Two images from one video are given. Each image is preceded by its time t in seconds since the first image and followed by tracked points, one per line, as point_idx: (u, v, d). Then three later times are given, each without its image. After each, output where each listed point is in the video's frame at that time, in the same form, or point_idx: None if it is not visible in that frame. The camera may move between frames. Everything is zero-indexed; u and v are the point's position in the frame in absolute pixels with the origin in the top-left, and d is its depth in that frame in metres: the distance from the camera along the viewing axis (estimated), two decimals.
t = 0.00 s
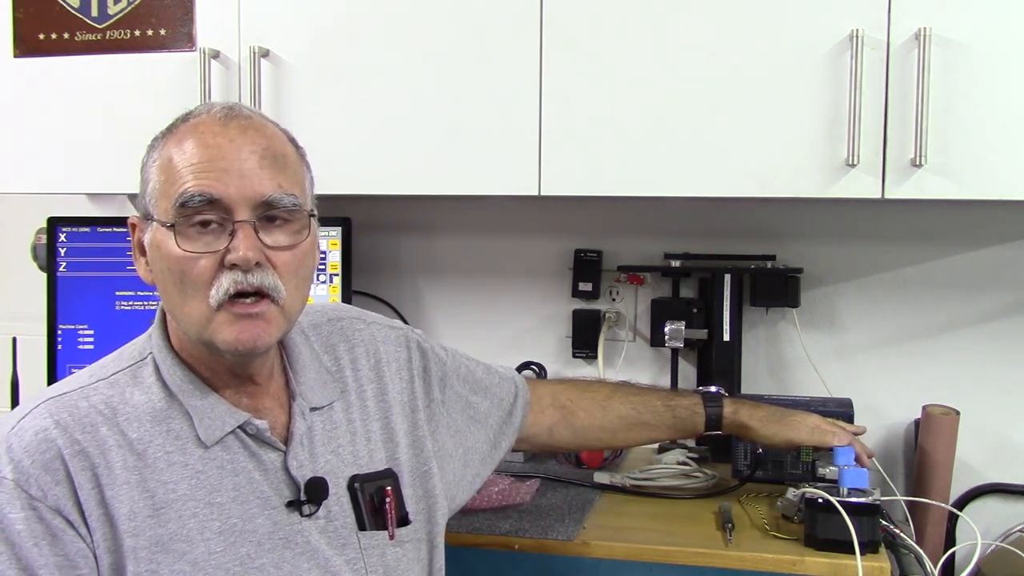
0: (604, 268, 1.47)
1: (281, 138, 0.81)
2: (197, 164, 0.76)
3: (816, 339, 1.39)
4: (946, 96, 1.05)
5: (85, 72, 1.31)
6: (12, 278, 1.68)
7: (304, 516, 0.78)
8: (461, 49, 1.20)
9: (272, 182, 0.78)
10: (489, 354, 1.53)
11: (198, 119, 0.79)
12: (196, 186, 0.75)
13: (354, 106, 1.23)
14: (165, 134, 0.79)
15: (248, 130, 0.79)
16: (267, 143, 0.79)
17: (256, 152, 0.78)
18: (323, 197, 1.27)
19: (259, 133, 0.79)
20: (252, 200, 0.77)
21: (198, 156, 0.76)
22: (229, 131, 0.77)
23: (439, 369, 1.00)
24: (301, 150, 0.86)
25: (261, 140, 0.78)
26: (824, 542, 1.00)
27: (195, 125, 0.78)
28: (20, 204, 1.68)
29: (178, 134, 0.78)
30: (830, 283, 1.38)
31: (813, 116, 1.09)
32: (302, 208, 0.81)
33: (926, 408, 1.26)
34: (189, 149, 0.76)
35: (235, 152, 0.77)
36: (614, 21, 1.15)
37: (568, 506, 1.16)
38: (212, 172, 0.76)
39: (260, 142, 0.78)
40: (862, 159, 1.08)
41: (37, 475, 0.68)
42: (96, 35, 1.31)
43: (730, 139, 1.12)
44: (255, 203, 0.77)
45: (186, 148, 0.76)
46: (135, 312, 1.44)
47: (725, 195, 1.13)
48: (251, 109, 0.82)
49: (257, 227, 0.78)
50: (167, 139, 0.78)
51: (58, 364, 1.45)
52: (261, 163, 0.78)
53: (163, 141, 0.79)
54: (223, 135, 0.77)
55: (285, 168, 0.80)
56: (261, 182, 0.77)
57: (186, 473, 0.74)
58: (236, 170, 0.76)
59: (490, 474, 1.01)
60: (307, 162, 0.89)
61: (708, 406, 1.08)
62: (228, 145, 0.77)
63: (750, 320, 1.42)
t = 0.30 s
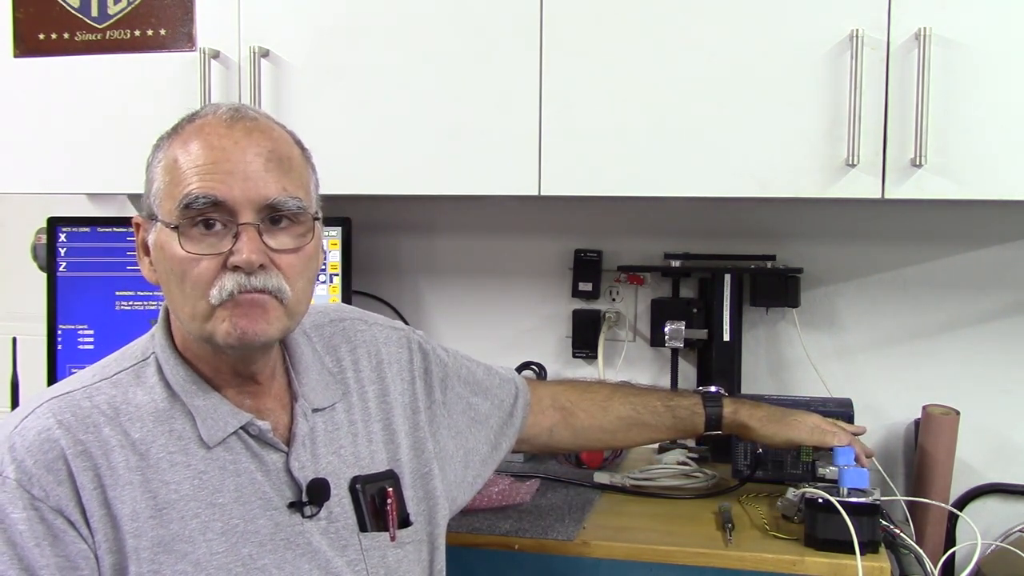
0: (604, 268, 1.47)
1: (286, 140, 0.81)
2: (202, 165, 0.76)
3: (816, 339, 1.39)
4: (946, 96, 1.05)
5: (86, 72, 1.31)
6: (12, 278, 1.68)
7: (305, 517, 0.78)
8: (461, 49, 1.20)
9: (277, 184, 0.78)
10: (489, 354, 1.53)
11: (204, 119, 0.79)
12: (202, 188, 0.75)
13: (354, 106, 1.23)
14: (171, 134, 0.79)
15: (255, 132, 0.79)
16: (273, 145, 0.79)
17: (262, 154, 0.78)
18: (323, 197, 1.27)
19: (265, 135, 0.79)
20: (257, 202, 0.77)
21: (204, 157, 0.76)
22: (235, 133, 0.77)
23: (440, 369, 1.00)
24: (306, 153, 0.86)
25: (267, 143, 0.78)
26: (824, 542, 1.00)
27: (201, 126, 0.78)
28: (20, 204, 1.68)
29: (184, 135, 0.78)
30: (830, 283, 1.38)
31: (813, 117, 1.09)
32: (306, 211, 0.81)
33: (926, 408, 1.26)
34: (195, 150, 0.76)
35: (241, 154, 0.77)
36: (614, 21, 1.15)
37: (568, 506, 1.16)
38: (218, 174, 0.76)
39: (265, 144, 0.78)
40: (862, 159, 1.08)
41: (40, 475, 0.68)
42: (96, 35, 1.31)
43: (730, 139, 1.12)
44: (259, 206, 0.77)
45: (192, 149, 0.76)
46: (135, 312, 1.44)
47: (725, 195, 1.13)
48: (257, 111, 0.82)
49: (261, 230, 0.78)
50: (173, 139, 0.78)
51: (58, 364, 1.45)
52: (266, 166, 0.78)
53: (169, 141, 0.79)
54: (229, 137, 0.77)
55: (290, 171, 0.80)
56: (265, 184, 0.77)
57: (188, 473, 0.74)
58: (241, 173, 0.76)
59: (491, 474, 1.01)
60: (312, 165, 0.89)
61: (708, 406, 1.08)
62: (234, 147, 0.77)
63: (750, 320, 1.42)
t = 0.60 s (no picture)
0: (604, 268, 1.47)
1: (288, 140, 0.81)
2: (203, 166, 0.76)
3: (816, 339, 1.39)
4: (946, 96, 1.05)
5: (85, 72, 1.31)
6: (11, 278, 1.68)
7: (305, 518, 0.78)
8: (461, 49, 1.20)
9: (279, 185, 0.78)
10: (489, 355, 1.53)
11: (206, 120, 0.79)
12: (203, 189, 0.75)
13: (354, 106, 1.23)
14: (172, 134, 0.79)
15: (256, 133, 0.79)
16: (274, 146, 0.79)
17: (263, 155, 0.78)
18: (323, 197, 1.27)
19: (266, 136, 0.79)
20: (258, 203, 0.77)
21: (205, 158, 0.76)
22: (237, 133, 0.77)
23: (440, 370, 1.00)
24: (307, 153, 0.86)
25: (268, 143, 0.78)
26: (824, 542, 1.00)
27: (202, 126, 0.78)
28: (20, 204, 1.68)
29: (185, 135, 0.78)
30: (830, 283, 1.38)
31: (813, 116, 1.09)
32: (308, 212, 0.81)
33: (926, 408, 1.26)
34: (196, 150, 0.76)
35: (242, 156, 0.77)
36: (614, 21, 1.15)
37: (568, 506, 1.16)
38: (219, 175, 0.76)
39: (267, 145, 0.78)
40: (862, 159, 1.08)
41: (40, 476, 0.68)
42: (96, 35, 1.31)
43: (730, 139, 1.12)
44: (260, 207, 0.77)
45: (193, 150, 0.76)
46: (135, 312, 1.44)
47: (725, 195, 1.13)
48: (258, 111, 0.82)
49: (263, 231, 0.78)
50: (174, 139, 0.78)
51: (58, 364, 1.45)
52: (268, 167, 0.78)
53: (170, 142, 0.79)
54: (230, 137, 0.77)
55: (291, 172, 0.80)
56: (267, 186, 0.77)
57: (188, 474, 0.74)
58: (242, 174, 0.76)
59: (491, 474, 1.01)
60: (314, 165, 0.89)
61: (708, 406, 1.08)
62: (235, 148, 0.77)
63: (749, 320, 1.42)
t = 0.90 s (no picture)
0: (604, 268, 1.47)
1: (287, 140, 0.81)
2: (203, 167, 0.76)
3: (816, 339, 1.39)
4: (946, 96, 1.05)
5: (85, 72, 1.31)
6: (11, 278, 1.68)
7: (304, 518, 0.78)
8: (461, 49, 1.20)
9: (278, 186, 0.78)
10: (489, 355, 1.53)
11: (205, 120, 0.79)
12: (203, 189, 0.75)
13: (354, 106, 1.23)
14: (172, 134, 0.79)
15: (256, 133, 0.79)
16: (274, 146, 0.79)
17: (263, 155, 0.77)
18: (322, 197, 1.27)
19: (266, 136, 0.79)
20: (258, 204, 0.77)
21: (205, 158, 0.76)
22: (236, 133, 0.77)
23: (440, 370, 1.00)
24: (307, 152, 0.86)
25: (267, 144, 0.78)
26: (824, 542, 1.00)
27: (202, 127, 0.78)
28: (20, 204, 1.68)
29: (184, 135, 0.78)
30: (830, 283, 1.38)
31: (813, 116, 1.09)
32: (307, 212, 0.81)
33: (926, 408, 1.26)
34: (196, 151, 0.76)
35: (242, 156, 0.77)
36: (614, 22, 1.15)
37: (568, 506, 1.16)
38: (219, 175, 0.76)
39: (266, 145, 0.78)
40: (862, 159, 1.08)
41: (39, 477, 0.69)
42: (96, 35, 1.31)
43: (729, 139, 1.12)
44: (260, 207, 0.77)
45: (193, 150, 0.76)
46: (135, 312, 1.44)
47: (725, 195, 1.13)
48: (258, 111, 0.82)
49: (262, 232, 0.78)
50: (174, 139, 0.78)
51: (58, 364, 1.45)
52: (267, 167, 0.78)
53: (170, 141, 0.79)
54: (229, 138, 0.77)
55: (291, 172, 0.80)
56: (267, 186, 0.77)
57: (188, 475, 0.74)
58: (242, 174, 0.76)
59: (491, 474, 1.01)
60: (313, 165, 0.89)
61: (708, 406, 1.08)
62: (235, 148, 0.77)
63: (749, 320, 1.42)
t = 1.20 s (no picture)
0: (604, 268, 1.47)
1: (286, 143, 0.81)
2: (203, 170, 0.76)
3: (816, 339, 1.39)
4: (946, 96, 1.05)
5: (85, 72, 1.31)
6: (11, 278, 1.68)
7: (304, 519, 0.78)
8: (462, 49, 1.20)
9: (278, 189, 0.78)
10: (488, 354, 1.54)
11: (204, 122, 0.78)
12: (203, 193, 0.75)
13: (354, 106, 1.23)
14: (170, 137, 0.79)
15: (255, 135, 0.79)
16: (273, 149, 0.79)
17: (262, 158, 0.77)
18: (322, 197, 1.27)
19: (265, 139, 0.79)
20: (258, 207, 0.77)
21: (204, 162, 0.76)
22: (236, 136, 0.77)
23: (439, 370, 1.00)
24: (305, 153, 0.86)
25: (267, 146, 0.78)
26: (824, 542, 1.00)
27: (201, 129, 0.78)
28: (20, 204, 1.68)
29: (183, 138, 0.78)
30: (830, 283, 1.38)
31: (813, 116, 1.09)
32: (307, 214, 0.81)
33: (926, 408, 1.26)
34: (195, 154, 0.76)
35: (241, 159, 0.76)
36: (614, 21, 1.15)
37: (567, 506, 1.16)
38: (219, 179, 0.76)
39: (266, 148, 0.78)
40: (863, 159, 1.08)
41: (39, 478, 0.69)
42: (96, 35, 1.31)
43: (729, 138, 1.12)
44: (261, 211, 0.77)
45: (192, 154, 0.76)
46: (136, 312, 1.44)
47: (725, 195, 1.13)
48: (256, 113, 0.82)
49: (263, 235, 0.77)
50: (173, 142, 0.78)
51: (58, 364, 1.45)
52: (267, 170, 0.78)
53: (169, 144, 0.78)
54: (229, 141, 0.77)
55: (291, 174, 0.80)
56: (267, 189, 0.77)
57: (187, 476, 0.74)
58: (242, 177, 0.76)
59: (490, 475, 1.01)
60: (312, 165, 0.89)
61: (708, 406, 1.07)
62: (234, 151, 0.76)
63: (749, 320, 1.42)
